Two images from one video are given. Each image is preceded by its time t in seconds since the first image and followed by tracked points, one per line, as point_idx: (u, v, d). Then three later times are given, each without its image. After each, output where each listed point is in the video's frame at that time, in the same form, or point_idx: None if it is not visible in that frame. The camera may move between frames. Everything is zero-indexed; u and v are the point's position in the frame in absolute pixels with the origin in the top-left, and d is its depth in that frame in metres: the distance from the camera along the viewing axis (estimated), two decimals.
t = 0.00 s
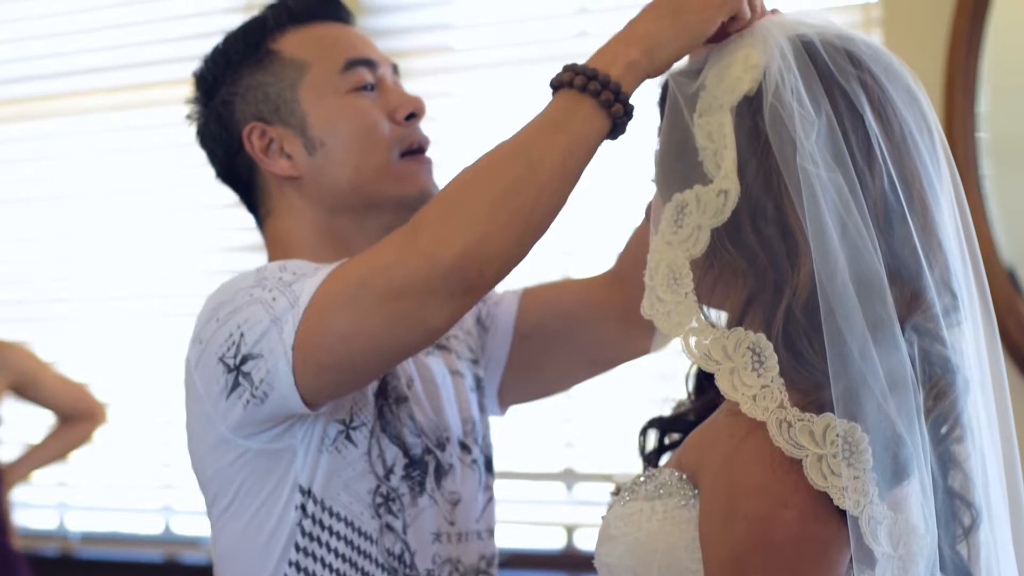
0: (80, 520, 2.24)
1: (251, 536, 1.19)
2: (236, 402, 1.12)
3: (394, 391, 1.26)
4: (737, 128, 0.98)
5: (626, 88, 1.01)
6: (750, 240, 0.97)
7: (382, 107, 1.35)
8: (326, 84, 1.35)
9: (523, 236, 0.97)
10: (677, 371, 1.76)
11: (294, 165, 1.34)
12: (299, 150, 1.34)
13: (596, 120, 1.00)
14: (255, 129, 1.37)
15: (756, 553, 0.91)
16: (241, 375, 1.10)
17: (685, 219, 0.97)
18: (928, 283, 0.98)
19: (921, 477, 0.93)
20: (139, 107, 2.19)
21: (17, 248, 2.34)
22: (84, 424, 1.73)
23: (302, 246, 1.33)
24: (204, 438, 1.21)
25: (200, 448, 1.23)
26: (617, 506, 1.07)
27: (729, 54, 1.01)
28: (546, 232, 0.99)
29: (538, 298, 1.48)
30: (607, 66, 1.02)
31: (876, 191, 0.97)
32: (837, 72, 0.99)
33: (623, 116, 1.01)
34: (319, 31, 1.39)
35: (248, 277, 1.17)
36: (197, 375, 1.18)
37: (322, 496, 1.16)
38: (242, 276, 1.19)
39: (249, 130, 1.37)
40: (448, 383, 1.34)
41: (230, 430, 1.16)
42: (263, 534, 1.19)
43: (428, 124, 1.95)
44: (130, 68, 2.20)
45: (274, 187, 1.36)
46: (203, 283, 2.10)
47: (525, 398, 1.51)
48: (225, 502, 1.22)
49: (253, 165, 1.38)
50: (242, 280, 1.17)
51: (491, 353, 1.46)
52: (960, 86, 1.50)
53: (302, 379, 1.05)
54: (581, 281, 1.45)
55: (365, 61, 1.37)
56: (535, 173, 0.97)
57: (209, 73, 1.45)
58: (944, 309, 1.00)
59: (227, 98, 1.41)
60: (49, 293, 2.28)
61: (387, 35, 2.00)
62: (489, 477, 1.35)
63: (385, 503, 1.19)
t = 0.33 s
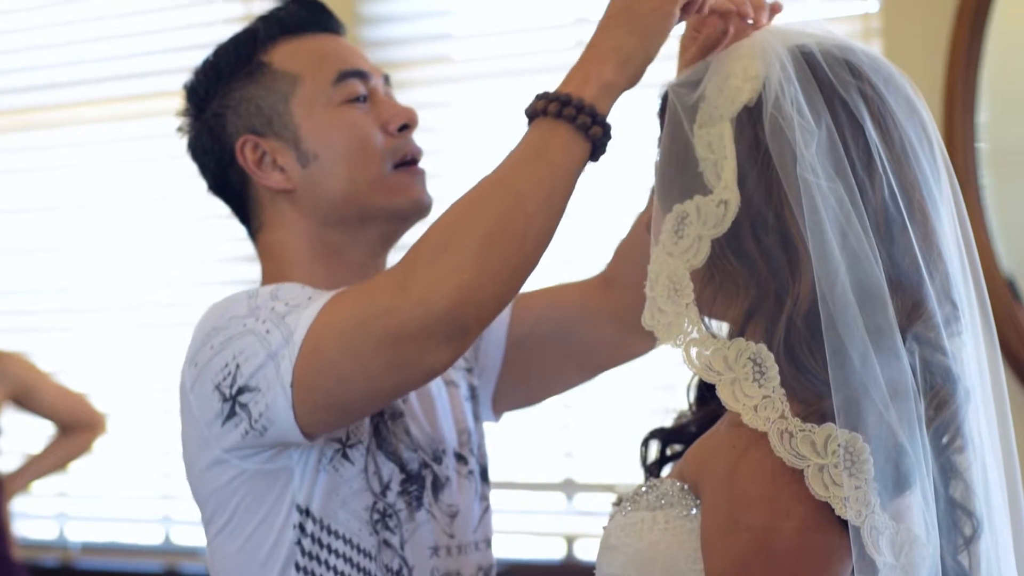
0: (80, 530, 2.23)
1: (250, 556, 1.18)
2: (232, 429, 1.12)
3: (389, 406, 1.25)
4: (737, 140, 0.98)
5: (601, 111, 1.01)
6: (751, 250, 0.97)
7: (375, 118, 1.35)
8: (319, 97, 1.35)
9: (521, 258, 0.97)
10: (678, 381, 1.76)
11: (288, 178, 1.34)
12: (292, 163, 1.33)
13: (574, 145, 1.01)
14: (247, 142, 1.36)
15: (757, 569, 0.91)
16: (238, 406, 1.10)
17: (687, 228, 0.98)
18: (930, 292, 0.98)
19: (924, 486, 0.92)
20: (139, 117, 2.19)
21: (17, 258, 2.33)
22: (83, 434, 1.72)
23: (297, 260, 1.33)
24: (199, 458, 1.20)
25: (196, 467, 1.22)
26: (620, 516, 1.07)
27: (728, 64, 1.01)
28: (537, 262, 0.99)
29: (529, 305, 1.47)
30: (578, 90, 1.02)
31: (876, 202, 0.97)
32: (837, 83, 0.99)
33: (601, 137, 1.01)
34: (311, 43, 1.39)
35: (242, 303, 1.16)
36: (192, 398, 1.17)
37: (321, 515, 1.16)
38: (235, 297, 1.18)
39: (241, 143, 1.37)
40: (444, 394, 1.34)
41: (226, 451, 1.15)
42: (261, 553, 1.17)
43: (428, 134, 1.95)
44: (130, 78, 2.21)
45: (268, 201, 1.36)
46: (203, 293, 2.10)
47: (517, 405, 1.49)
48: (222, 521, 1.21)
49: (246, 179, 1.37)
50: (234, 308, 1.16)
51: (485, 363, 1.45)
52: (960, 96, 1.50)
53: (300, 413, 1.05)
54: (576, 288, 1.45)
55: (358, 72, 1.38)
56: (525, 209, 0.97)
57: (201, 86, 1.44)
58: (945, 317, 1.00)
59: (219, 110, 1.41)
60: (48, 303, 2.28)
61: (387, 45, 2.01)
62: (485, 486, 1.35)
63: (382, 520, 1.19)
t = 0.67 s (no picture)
0: (80, 541, 2.22)
1: (246, 571, 1.19)
2: (223, 444, 1.12)
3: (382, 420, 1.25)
4: (737, 151, 0.99)
5: (598, 136, 1.02)
6: (751, 261, 0.97)
7: (364, 130, 1.35)
8: (308, 108, 1.35)
9: (520, 275, 0.98)
10: (679, 392, 1.76)
11: (277, 191, 1.34)
12: (281, 175, 1.34)
13: (570, 171, 1.01)
14: (236, 154, 1.37)
15: None
16: (228, 420, 1.11)
17: (686, 240, 0.98)
18: (930, 303, 0.98)
19: (925, 497, 0.92)
20: (140, 127, 2.19)
21: (17, 268, 2.34)
22: (83, 444, 1.71)
23: (287, 272, 1.33)
24: (194, 473, 1.21)
25: (190, 482, 1.22)
26: (620, 527, 1.06)
27: (728, 76, 1.02)
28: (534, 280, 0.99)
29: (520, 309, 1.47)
30: (577, 117, 1.04)
31: (876, 212, 0.98)
32: (836, 93, 0.99)
33: (597, 163, 1.02)
34: (299, 54, 1.40)
35: (233, 318, 1.17)
36: (184, 414, 1.17)
37: (317, 531, 1.16)
38: (228, 314, 1.19)
39: (230, 155, 1.37)
40: (436, 405, 1.34)
41: (218, 468, 1.16)
42: (257, 569, 1.18)
43: (428, 144, 1.95)
44: (131, 89, 2.21)
45: (257, 213, 1.36)
46: (203, 303, 2.10)
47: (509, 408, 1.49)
48: (217, 537, 1.22)
49: (235, 191, 1.38)
50: (226, 323, 1.17)
51: (476, 368, 1.45)
52: (960, 106, 1.51)
53: (289, 427, 1.05)
54: (567, 292, 1.45)
55: (347, 83, 1.38)
56: (521, 228, 0.98)
57: (188, 97, 1.44)
58: (945, 327, 1.00)
59: (207, 122, 1.41)
60: (49, 314, 2.28)
61: (387, 55, 2.01)
62: (479, 496, 1.34)
63: (377, 534, 1.19)
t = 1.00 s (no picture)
0: (79, 550, 2.22)
1: None
2: (221, 456, 1.12)
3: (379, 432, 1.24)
4: (737, 160, 0.99)
5: (605, 154, 1.03)
6: (752, 272, 0.97)
7: (356, 140, 1.35)
8: (300, 119, 1.35)
9: (521, 288, 0.98)
10: (679, 401, 1.76)
11: (269, 202, 1.34)
12: (273, 187, 1.34)
13: (579, 188, 1.02)
14: (227, 165, 1.37)
15: None
16: (226, 432, 1.11)
17: (687, 249, 0.97)
18: (931, 313, 0.98)
19: (927, 506, 0.92)
20: (140, 136, 2.19)
21: (16, 278, 2.33)
22: (82, 455, 1.70)
23: (278, 283, 1.33)
24: (190, 487, 1.21)
25: (187, 496, 1.23)
26: (621, 537, 1.06)
27: (727, 86, 1.02)
28: (536, 296, 1.00)
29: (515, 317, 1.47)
30: (585, 135, 1.04)
31: (876, 223, 0.98)
32: (835, 103, 1.00)
33: (602, 181, 1.03)
34: (290, 64, 1.40)
35: (230, 330, 1.17)
36: (181, 427, 1.17)
37: (314, 544, 1.16)
38: (223, 326, 1.19)
39: (220, 166, 1.37)
40: (430, 416, 1.34)
41: (216, 481, 1.16)
42: None
43: (429, 153, 1.96)
44: (131, 99, 2.21)
45: (249, 225, 1.36)
46: (203, 313, 2.10)
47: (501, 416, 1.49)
48: (214, 551, 1.22)
49: (226, 202, 1.38)
50: (223, 334, 1.18)
51: (470, 379, 1.45)
52: (960, 117, 1.51)
53: (287, 438, 1.05)
54: (560, 299, 1.45)
55: (338, 94, 1.38)
56: (523, 242, 0.98)
57: (178, 108, 1.44)
58: (945, 337, 1.00)
59: (198, 133, 1.41)
60: (48, 323, 2.28)
61: (387, 65, 2.01)
62: (475, 505, 1.34)
63: (375, 547, 1.19)
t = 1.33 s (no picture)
0: (79, 560, 2.22)
1: None
2: (217, 471, 1.12)
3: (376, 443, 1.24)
4: (737, 168, 0.99)
5: (595, 168, 1.04)
6: (752, 284, 0.97)
7: (354, 151, 1.35)
8: (299, 129, 1.36)
9: (516, 304, 0.98)
10: (679, 411, 1.75)
11: (266, 212, 1.34)
12: (271, 197, 1.34)
13: (570, 205, 1.03)
14: (225, 174, 1.37)
15: None
16: (222, 447, 1.10)
17: (685, 258, 0.98)
18: (931, 322, 0.98)
19: (927, 516, 0.92)
20: (140, 146, 2.20)
21: (16, 288, 2.34)
22: (82, 464, 1.70)
23: (275, 293, 1.33)
24: (188, 500, 1.21)
25: (185, 509, 1.23)
26: (621, 547, 1.04)
27: (727, 96, 1.02)
28: (529, 313, 1.00)
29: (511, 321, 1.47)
30: (576, 150, 1.06)
31: (876, 232, 0.98)
32: (834, 112, 1.00)
33: (593, 196, 1.04)
34: (288, 73, 1.40)
35: (226, 344, 1.17)
36: (177, 441, 1.17)
37: (314, 557, 1.16)
38: (220, 339, 1.19)
39: (218, 175, 1.37)
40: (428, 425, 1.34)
41: (214, 495, 1.16)
42: None
43: (429, 163, 1.96)
44: (132, 108, 2.21)
45: (246, 234, 1.36)
46: (203, 322, 2.10)
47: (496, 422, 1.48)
48: (213, 563, 1.22)
49: (223, 211, 1.38)
50: (219, 348, 1.17)
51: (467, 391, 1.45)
52: (960, 127, 1.51)
53: (282, 452, 1.05)
54: (556, 305, 1.45)
55: (336, 104, 1.38)
56: (515, 259, 0.99)
57: (175, 115, 1.43)
58: (945, 346, 1.00)
59: (195, 141, 1.40)
60: (48, 333, 2.28)
61: (387, 75, 2.02)
62: (472, 513, 1.33)
63: (374, 558, 1.19)
